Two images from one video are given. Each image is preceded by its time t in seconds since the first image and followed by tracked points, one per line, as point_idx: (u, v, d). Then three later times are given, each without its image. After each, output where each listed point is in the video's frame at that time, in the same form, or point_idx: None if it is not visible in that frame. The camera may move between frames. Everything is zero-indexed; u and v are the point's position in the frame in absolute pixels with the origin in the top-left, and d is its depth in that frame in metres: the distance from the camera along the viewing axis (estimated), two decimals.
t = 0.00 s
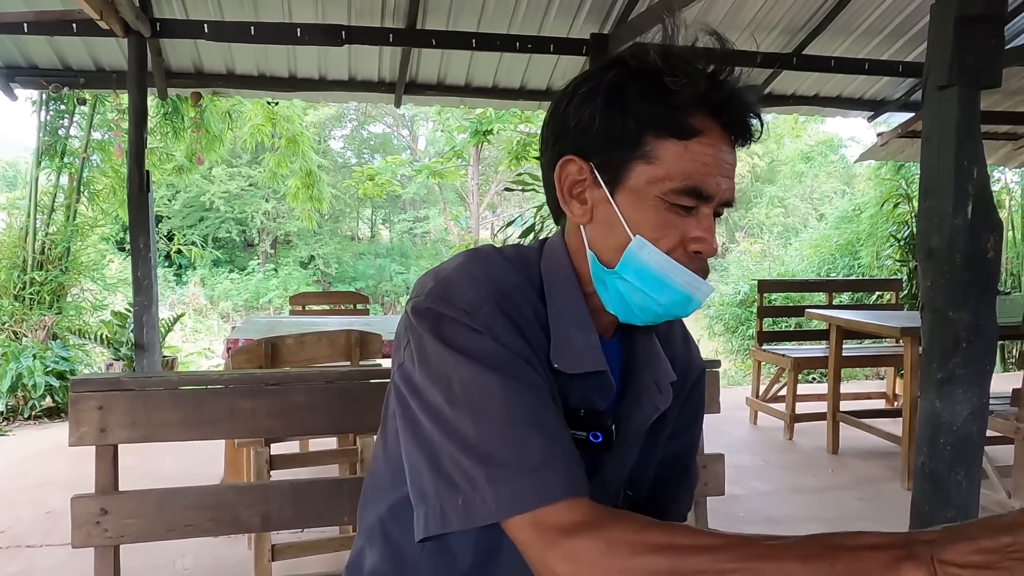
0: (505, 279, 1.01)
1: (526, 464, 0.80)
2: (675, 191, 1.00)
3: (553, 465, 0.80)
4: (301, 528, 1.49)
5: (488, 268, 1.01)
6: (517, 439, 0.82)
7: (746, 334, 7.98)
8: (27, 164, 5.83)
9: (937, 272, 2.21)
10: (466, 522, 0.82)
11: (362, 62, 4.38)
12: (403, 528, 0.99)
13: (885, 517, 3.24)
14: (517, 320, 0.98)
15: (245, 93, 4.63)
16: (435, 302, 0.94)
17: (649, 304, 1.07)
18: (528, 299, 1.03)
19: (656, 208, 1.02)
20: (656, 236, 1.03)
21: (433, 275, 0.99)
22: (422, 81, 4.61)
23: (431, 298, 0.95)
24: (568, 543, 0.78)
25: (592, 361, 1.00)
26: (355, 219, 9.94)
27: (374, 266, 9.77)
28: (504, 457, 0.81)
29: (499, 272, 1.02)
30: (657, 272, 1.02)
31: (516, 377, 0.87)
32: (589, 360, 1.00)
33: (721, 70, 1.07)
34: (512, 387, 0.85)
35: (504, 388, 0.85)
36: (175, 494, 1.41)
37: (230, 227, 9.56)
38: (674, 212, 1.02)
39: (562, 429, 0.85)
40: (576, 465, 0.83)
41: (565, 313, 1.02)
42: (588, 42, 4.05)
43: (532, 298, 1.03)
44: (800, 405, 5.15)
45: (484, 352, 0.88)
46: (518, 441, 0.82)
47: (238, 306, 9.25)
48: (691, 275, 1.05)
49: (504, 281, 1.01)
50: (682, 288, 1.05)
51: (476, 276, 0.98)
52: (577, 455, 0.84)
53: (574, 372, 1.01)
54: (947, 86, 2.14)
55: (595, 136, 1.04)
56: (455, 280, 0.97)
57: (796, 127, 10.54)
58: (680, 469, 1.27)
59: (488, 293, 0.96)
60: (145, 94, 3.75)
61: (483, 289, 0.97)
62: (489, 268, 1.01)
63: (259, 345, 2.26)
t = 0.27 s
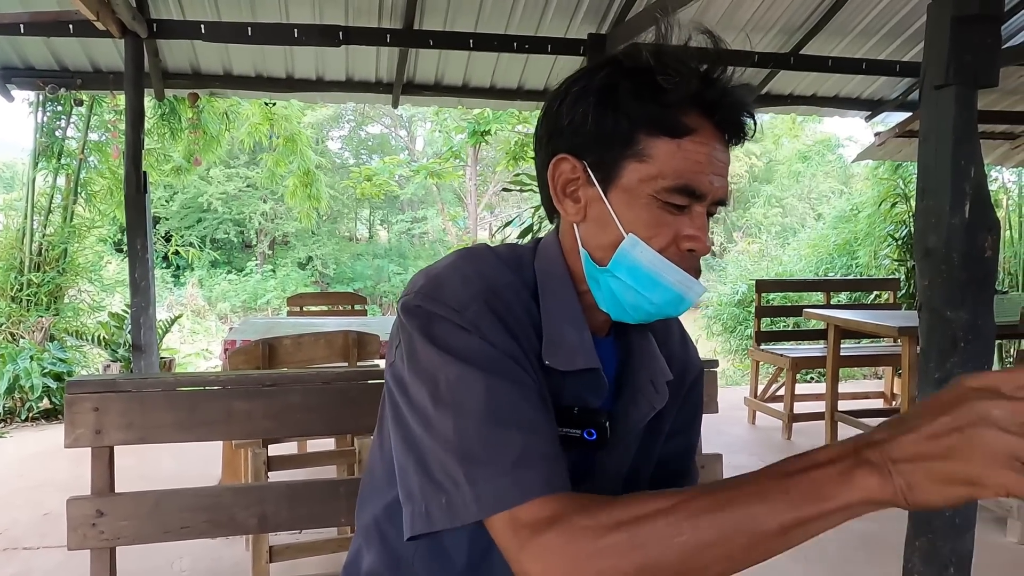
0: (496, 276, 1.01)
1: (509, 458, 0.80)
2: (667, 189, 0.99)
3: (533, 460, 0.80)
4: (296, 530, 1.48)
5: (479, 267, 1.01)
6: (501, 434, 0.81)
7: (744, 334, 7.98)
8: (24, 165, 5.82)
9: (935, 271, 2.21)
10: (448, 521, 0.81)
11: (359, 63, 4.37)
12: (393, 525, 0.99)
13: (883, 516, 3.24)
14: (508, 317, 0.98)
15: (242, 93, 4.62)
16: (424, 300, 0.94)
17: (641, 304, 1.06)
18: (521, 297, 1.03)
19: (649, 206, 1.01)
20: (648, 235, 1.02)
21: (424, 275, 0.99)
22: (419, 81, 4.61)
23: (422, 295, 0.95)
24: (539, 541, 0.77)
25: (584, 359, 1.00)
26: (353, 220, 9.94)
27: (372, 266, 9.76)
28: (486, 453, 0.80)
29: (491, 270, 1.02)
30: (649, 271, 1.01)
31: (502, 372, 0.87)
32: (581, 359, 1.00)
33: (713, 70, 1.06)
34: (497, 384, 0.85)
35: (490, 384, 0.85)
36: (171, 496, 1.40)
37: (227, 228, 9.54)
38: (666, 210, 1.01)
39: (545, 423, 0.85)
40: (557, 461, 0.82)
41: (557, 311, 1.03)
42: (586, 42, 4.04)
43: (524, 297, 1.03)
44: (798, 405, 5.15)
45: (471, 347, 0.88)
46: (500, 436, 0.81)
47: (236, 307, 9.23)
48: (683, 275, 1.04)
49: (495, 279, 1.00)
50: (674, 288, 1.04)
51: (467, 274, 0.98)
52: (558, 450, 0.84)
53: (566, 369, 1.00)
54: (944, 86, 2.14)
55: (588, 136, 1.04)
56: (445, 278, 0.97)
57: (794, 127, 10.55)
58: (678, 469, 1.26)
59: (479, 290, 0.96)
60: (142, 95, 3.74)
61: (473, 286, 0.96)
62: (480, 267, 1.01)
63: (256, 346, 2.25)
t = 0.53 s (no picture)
0: (473, 282, 0.99)
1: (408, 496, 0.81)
2: (644, 185, 1.00)
3: (429, 502, 0.81)
4: (294, 530, 1.48)
5: (459, 271, 0.99)
6: (411, 469, 0.82)
7: (743, 334, 7.98)
8: (22, 166, 5.81)
9: (933, 270, 2.21)
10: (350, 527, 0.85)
11: (357, 63, 4.37)
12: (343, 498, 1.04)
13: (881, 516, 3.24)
14: (477, 328, 0.96)
15: (241, 94, 4.62)
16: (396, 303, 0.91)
17: (621, 302, 1.07)
18: (500, 300, 1.01)
19: (627, 203, 1.03)
20: (626, 232, 1.04)
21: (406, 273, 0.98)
22: (418, 81, 4.61)
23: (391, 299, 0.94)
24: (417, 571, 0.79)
25: (567, 357, 0.99)
26: (352, 220, 9.94)
27: (372, 266, 9.76)
28: (388, 487, 0.81)
29: (471, 275, 1.00)
30: (627, 266, 1.02)
31: (439, 400, 0.85)
32: (565, 358, 0.99)
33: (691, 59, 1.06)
34: (426, 414, 0.84)
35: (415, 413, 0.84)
36: (170, 497, 1.40)
37: (226, 229, 9.53)
38: (643, 207, 1.02)
39: (466, 460, 0.84)
40: (459, 505, 0.82)
41: (539, 312, 1.02)
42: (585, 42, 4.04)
43: (504, 300, 1.02)
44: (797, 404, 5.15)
45: (416, 368, 0.87)
46: (408, 471, 0.82)
47: (235, 308, 9.20)
48: (663, 274, 1.06)
49: (472, 285, 0.99)
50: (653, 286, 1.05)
51: (442, 279, 0.96)
52: (467, 491, 0.83)
53: (548, 369, 0.99)
54: (941, 86, 2.14)
55: (566, 134, 1.06)
56: (422, 282, 0.95)
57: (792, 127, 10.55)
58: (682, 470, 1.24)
59: (448, 300, 0.94)
60: (140, 95, 3.73)
61: (444, 294, 0.94)
62: (460, 272, 0.99)
63: (256, 347, 2.26)
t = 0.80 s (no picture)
0: (445, 290, 1.01)
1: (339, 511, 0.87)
2: (606, 180, 1.02)
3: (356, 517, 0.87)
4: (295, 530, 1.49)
5: (433, 282, 1.01)
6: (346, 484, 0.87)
7: (742, 333, 7.99)
8: (21, 166, 5.80)
9: (933, 269, 2.21)
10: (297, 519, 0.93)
11: (356, 62, 4.37)
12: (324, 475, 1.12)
13: (882, 514, 3.24)
14: (444, 341, 0.98)
15: (240, 94, 4.62)
16: (364, 314, 0.94)
17: (590, 302, 1.06)
18: (476, 308, 1.03)
19: (591, 199, 1.04)
20: (591, 229, 1.06)
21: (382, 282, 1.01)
22: (417, 81, 4.61)
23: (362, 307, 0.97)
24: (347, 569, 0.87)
25: (538, 361, 0.99)
26: (351, 220, 9.94)
27: (371, 266, 9.76)
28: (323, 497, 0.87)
29: (445, 286, 1.02)
30: (590, 264, 1.04)
31: (383, 420, 0.89)
32: (535, 361, 0.99)
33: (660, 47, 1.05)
34: (367, 432, 0.89)
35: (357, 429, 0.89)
36: (172, 496, 1.40)
37: (225, 229, 9.52)
38: (608, 202, 1.03)
39: (401, 481, 0.88)
40: (386, 523, 0.87)
41: (513, 315, 1.03)
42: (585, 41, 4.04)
43: (477, 307, 1.03)
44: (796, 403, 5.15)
45: (367, 384, 0.90)
46: (343, 485, 0.87)
47: (234, 308, 9.22)
48: (633, 273, 1.06)
49: (444, 294, 1.01)
50: (621, 284, 1.04)
51: (411, 289, 0.99)
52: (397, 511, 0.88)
53: (520, 373, 1.00)
54: (941, 84, 2.14)
55: (532, 132, 1.08)
56: (391, 293, 0.97)
57: (792, 126, 10.55)
58: (695, 468, 1.22)
59: (413, 313, 0.96)
60: (139, 95, 3.74)
61: (410, 305, 0.97)
62: (434, 283, 1.01)
63: (256, 347, 2.26)
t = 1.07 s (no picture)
0: (427, 297, 1.02)
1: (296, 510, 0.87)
2: (592, 184, 1.01)
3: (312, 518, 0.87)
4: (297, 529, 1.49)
5: (417, 289, 1.02)
6: (307, 485, 0.88)
7: (742, 331, 7.99)
8: (19, 166, 5.79)
9: (933, 266, 2.21)
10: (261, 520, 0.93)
11: (355, 61, 4.36)
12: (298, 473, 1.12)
13: (881, 512, 3.25)
14: (423, 349, 0.99)
15: (239, 93, 4.61)
16: (345, 319, 0.95)
17: (576, 312, 1.06)
18: (461, 316, 1.04)
19: (577, 204, 1.04)
20: (577, 236, 1.05)
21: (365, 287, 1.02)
22: (416, 80, 4.60)
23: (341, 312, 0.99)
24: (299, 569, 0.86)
25: (520, 375, 0.98)
26: (350, 219, 9.93)
27: (370, 266, 9.77)
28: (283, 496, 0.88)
29: (429, 292, 1.03)
30: (577, 273, 1.04)
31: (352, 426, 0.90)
32: (518, 374, 0.98)
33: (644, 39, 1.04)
34: (337, 438, 0.89)
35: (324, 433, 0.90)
36: (173, 495, 1.40)
37: (224, 228, 9.51)
38: (594, 207, 1.03)
39: (361, 485, 0.89)
40: (347, 529, 0.88)
41: (499, 325, 1.02)
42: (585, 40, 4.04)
43: (461, 314, 1.04)
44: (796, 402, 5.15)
45: (338, 389, 0.92)
46: (304, 485, 0.88)
47: (233, 307, 9.22)
48: (621, 282, 1.05)
49: (427, 301, 1.02)
50: (608, 296, 1.03)
51: (392, 295, 1.00)
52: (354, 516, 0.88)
53: (503, 385, 0.99)
54: (941, 82, 2.14)
55: (514, 135, 1.09)
56: (373, 299, 0.98)
57: (791, 124, 10.55)
58: (703, 466, 1.20)
59: (391, 319, 0.97)
60: (138, 94, 3.73)
61: (388, 311, 0.98)
62: (418, 290, 1.02)
63: (256, 346, 2.26)
